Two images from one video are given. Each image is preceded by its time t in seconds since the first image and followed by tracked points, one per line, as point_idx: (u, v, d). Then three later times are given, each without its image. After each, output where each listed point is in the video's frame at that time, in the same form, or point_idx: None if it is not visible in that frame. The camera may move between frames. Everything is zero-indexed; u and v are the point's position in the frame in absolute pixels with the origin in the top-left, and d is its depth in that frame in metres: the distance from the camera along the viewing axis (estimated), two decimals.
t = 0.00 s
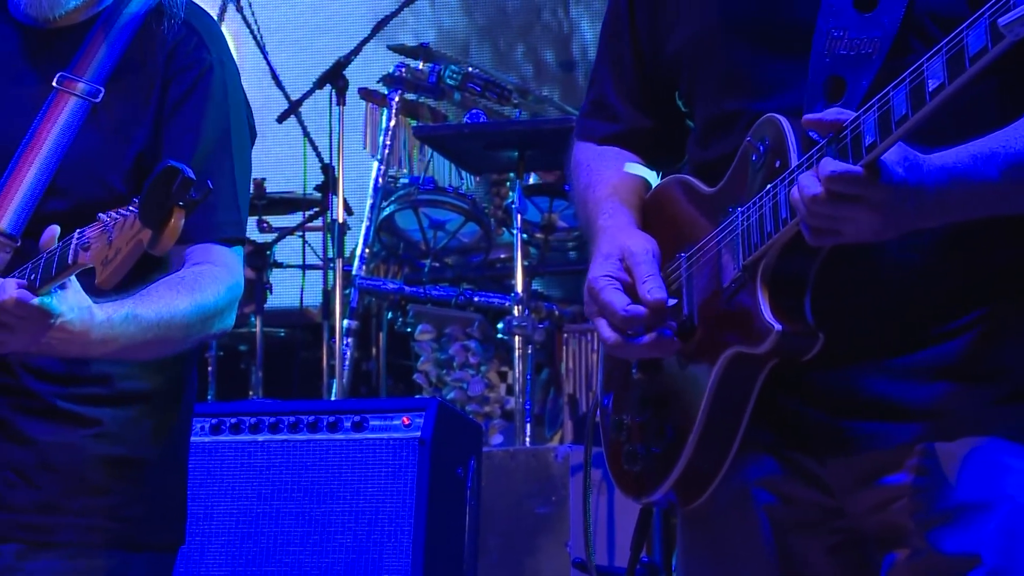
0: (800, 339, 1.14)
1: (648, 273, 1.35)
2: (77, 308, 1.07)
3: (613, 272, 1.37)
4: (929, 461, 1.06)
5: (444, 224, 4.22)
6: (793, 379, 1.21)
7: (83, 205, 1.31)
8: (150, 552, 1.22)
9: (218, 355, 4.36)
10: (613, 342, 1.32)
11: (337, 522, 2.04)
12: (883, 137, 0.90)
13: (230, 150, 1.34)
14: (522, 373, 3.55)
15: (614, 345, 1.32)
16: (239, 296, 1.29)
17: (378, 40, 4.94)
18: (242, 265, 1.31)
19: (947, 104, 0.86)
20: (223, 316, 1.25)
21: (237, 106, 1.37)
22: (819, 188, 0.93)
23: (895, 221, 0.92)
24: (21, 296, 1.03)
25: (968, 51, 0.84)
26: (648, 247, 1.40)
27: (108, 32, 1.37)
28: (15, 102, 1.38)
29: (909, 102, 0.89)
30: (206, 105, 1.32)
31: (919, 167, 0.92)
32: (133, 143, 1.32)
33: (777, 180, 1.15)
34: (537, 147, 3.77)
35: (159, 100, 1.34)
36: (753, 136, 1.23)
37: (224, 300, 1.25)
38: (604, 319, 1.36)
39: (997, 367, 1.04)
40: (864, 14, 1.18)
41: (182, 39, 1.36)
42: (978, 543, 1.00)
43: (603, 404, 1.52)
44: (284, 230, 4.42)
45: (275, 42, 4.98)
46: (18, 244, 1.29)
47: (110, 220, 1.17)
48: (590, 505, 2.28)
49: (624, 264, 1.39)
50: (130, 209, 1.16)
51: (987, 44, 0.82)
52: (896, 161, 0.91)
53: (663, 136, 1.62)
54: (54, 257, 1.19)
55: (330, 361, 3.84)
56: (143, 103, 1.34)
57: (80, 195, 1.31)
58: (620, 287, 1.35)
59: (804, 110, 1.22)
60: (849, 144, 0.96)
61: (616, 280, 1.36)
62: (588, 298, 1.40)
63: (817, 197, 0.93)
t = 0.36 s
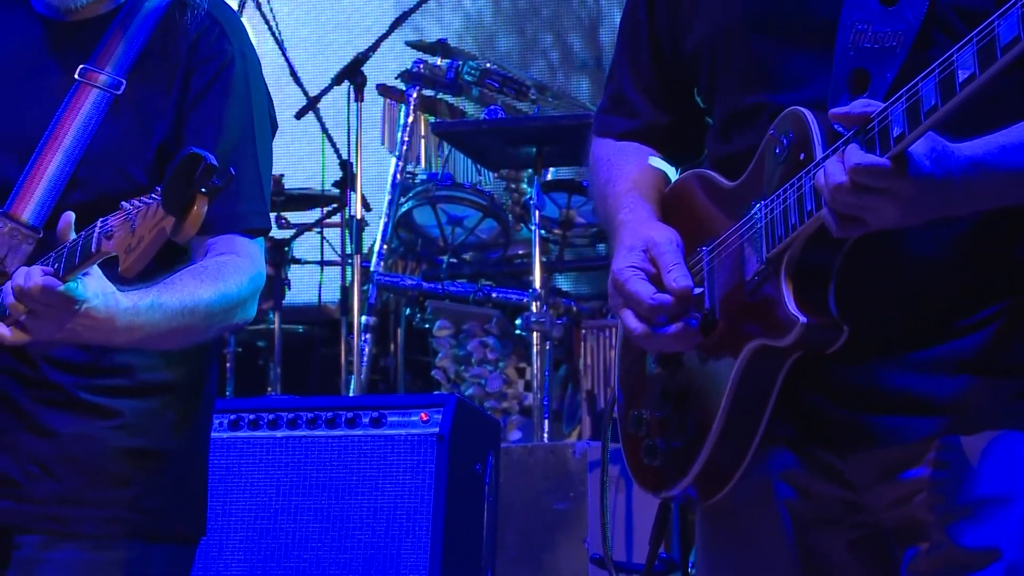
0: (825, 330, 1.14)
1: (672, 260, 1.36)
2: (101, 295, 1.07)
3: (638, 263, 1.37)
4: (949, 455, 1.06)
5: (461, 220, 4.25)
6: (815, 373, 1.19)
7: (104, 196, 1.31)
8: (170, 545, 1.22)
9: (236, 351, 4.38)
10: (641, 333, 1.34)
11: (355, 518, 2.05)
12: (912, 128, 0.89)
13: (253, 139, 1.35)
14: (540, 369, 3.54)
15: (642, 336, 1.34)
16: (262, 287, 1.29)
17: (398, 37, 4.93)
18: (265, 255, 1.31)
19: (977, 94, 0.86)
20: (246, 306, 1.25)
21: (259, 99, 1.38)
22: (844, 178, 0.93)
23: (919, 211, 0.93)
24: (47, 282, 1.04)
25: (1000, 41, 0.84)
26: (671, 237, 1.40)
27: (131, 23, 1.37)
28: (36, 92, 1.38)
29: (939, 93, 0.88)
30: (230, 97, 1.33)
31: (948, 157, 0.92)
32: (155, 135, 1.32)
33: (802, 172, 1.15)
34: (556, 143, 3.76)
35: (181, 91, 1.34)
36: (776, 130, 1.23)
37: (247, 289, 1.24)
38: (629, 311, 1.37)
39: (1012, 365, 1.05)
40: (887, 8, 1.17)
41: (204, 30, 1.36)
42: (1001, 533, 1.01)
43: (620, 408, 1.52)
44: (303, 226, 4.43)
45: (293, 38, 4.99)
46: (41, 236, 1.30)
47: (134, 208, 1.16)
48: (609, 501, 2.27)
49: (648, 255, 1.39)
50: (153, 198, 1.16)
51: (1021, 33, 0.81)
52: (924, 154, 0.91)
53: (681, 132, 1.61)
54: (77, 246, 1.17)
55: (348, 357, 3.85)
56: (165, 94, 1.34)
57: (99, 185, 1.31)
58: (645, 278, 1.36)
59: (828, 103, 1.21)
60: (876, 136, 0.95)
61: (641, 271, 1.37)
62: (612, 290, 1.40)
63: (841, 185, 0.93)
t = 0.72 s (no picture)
0: (847, 323, 1.14)
1: (697, 249, 1.35)
2: (124, 301, 1.05)
3: (663, 254, 1.37)
4: (970, 451, 1.08)
5: (481, 217, 4.25)
6: (836, 368, 1.20)
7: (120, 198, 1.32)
8: (189, 544, 1.23)
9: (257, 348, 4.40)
10: (671, 324, 1.32)
11: (374, 514, 2.05)
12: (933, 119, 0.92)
13: (268, 140, 1.35)
14: (560, 366, 3.54)
15: (672, 326, 1.32)
16: (276, 291, 1.28)
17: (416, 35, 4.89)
18: (281, 260, 1.32)
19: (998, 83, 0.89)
20: (262, 308, 1.25)
21: (272, 100, 1.38)
22: (865, 169, 0.96)
23: (941, 201, 0.96)
24: (71, 288, 1.03)
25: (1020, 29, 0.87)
26: (694, 226, 1.39)
27: (145, 25, 1.38)
28: (52, 93, 1.39)
29: (959, 84, 0.91)
30: (244, 99, 1.33)
31: (969, 148, 0.95)
32: (169, 136, 1.33)
33: (823, 166, 1.16)
34: (574, 140, 3.76)
35: (194, 93, 1.34)
36: (797, 124, 1.23)
37: (264, 293, 1.24)
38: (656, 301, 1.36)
39: None
40: None
41: (216, 32, 1.36)
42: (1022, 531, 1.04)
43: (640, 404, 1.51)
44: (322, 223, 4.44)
45: (313, 36, 5.01)
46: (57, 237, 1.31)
47: (158, 214, 1.14)
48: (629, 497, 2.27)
49: (672, 245, 1.39)
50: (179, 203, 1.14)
51: None
52: (946, 143, 0.94)
53: (702, 128, 1.61)
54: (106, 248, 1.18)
55: (369, 355, 3.86)
56: (178, 97, 1.35)
57: (116, 187, 1.32)
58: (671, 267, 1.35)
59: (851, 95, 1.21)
60: (897, 126, 0.98)
61: (666, 260, 1.36)
62: (638, 284, 1.39)
63: (864, 177, 0.96)
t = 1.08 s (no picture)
0: (873, 320, 1.14)
1: (722, 252, 1.34)
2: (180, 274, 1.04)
3: (688, 253, 1.36)
4: (996, 449, 1.07)
5: (504, 215, 4.21)
6: (861, 365, 1.20)
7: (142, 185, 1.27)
8: (210, 537, 1.20)
9: (280, 346, 4.41)
10: (690, 323, 1.32)
11: (397, 513, 2.06)
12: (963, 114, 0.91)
13: (290, 125, 1.30)
14: (583, 364, 3.53)
15: (691, 326, 1.32)
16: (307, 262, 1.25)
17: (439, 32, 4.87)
18: (306, 230, 1.27)
19: None
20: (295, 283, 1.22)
21: (292, 86, 1.33)
22: (898, 166, 0.96)
23: (971, 197, 0.96)
24: (133, 261, 1.00)
25: None
26: (722, 229, 1.39)
27: (160, 17, 1.33)
28: (66, 79, 1.33)
29: (990, 79, 0.90)
30: (262, 87, 1.29)
31: (994, 149, 0.95)
32: (186, 121, 1.29)
33: (849, 162, 1.16)
34: (597, 138, 3.75)
35: (212, 82, 1.30)
36: (825, 120, 1.23)
37: (295, 266, 1.21)
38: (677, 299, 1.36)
39: None
40: None
41: (234, 20, 1.32)
42: None
43: (664, 397, 1.55)
44: (345, 221, 4.45)
45: (336, 35, 5.02)
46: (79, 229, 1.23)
47: (182, 209, 1.09)
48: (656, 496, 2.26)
49: (698, 246, 1.38)
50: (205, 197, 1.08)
51: None
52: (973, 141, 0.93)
53: (729, 125, 1.60)
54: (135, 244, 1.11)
55: (391, 353, 3.87)
56: (195, 86, 1.30)
57: (137, 178, 1.27)
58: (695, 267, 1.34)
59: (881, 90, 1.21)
60: (927, 123, 0.97)
61: (690, 260, 1.35)
62: (660, 279, 1.39)
63: (895, 174, 0.96)
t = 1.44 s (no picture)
0: (903, 314, 1.15)
1: (744, 253, 1.33)
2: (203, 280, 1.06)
3: (710, 254, 1.35)
4: None
5: (530, 212, 4.21)
6: (890, 362, 1.21)
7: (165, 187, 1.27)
8: (235, 537, 1.20)
9: (307, 344, 4.44)
10: (711, 324, 1.32)
11: (424, 511, 2.07)
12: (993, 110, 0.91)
13: (312, 126, 1.30)
14: (609, 361, 3.52)
15: (712, 327, 1.32)
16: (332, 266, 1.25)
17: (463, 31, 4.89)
18: (330, 234, 1.27)
19: None
20: (320, 286, 1.22)
21: (313, 87, 1.33)
22: (925, 164, 0.96)
23: (1001, 194, 0.96)
24: (156, 268, 1.03)
25: None
26: (743, 230, 1.38)
27: (182, 20, 1.34)
28: (91, 83, 1.34)
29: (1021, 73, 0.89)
30: (284, 88, 1.29)
31: None
32: (209, 123, 1.29)
33: (878, 159, 1.15)
34: (623, 135, 3.73)
35: (234, 83, 1.31)
36: (853, 116, 1.23)
37: (321, 269, 1.22)
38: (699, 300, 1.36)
39: None
40: None
41: (256, 23, 1.33)
42: None
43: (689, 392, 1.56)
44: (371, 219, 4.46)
45: (361, 33, 5.03)
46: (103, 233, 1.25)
47: (207, 217, 1.10)
48: (684, 494, 2.26)
49: (721, 246, 1.37)
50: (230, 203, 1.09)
51: None
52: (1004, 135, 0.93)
53: (757, 125, 1.59)
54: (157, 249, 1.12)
55: (417, 351, 3.87)
56: (216, 90, 1.31)
57: (160, 181, 1.28)
58: (717, 268, 1.33)
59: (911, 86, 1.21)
60: (957, 118, 0.97)
61: (712, 261, 1.35)
62: (683, 279, 1.39)
63: (923, 171, 0.96)
